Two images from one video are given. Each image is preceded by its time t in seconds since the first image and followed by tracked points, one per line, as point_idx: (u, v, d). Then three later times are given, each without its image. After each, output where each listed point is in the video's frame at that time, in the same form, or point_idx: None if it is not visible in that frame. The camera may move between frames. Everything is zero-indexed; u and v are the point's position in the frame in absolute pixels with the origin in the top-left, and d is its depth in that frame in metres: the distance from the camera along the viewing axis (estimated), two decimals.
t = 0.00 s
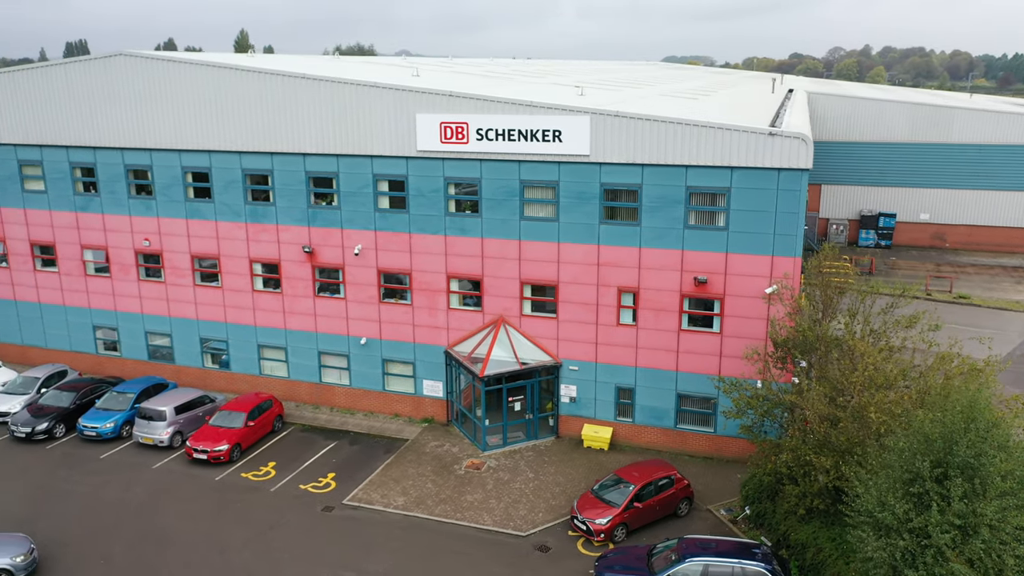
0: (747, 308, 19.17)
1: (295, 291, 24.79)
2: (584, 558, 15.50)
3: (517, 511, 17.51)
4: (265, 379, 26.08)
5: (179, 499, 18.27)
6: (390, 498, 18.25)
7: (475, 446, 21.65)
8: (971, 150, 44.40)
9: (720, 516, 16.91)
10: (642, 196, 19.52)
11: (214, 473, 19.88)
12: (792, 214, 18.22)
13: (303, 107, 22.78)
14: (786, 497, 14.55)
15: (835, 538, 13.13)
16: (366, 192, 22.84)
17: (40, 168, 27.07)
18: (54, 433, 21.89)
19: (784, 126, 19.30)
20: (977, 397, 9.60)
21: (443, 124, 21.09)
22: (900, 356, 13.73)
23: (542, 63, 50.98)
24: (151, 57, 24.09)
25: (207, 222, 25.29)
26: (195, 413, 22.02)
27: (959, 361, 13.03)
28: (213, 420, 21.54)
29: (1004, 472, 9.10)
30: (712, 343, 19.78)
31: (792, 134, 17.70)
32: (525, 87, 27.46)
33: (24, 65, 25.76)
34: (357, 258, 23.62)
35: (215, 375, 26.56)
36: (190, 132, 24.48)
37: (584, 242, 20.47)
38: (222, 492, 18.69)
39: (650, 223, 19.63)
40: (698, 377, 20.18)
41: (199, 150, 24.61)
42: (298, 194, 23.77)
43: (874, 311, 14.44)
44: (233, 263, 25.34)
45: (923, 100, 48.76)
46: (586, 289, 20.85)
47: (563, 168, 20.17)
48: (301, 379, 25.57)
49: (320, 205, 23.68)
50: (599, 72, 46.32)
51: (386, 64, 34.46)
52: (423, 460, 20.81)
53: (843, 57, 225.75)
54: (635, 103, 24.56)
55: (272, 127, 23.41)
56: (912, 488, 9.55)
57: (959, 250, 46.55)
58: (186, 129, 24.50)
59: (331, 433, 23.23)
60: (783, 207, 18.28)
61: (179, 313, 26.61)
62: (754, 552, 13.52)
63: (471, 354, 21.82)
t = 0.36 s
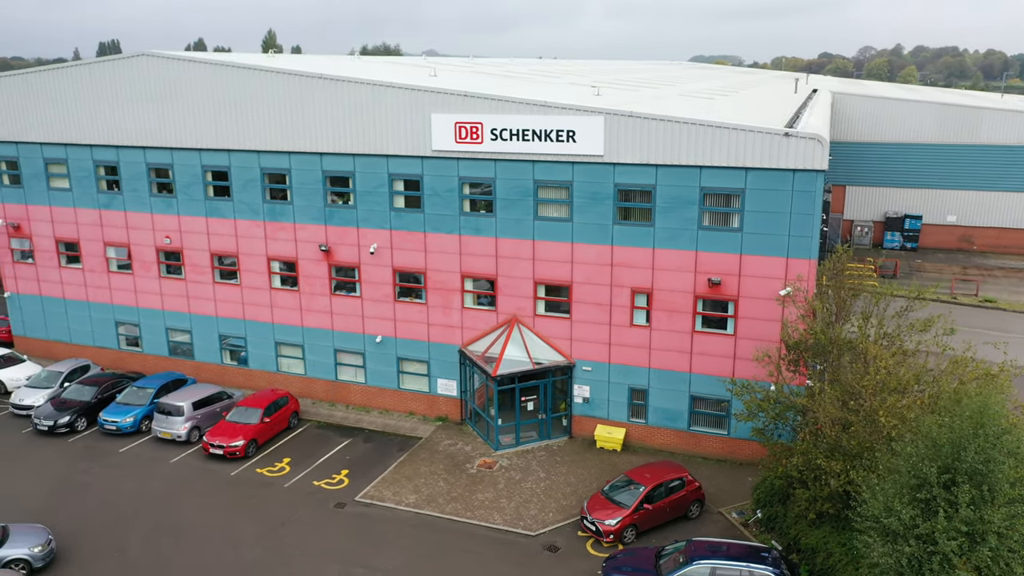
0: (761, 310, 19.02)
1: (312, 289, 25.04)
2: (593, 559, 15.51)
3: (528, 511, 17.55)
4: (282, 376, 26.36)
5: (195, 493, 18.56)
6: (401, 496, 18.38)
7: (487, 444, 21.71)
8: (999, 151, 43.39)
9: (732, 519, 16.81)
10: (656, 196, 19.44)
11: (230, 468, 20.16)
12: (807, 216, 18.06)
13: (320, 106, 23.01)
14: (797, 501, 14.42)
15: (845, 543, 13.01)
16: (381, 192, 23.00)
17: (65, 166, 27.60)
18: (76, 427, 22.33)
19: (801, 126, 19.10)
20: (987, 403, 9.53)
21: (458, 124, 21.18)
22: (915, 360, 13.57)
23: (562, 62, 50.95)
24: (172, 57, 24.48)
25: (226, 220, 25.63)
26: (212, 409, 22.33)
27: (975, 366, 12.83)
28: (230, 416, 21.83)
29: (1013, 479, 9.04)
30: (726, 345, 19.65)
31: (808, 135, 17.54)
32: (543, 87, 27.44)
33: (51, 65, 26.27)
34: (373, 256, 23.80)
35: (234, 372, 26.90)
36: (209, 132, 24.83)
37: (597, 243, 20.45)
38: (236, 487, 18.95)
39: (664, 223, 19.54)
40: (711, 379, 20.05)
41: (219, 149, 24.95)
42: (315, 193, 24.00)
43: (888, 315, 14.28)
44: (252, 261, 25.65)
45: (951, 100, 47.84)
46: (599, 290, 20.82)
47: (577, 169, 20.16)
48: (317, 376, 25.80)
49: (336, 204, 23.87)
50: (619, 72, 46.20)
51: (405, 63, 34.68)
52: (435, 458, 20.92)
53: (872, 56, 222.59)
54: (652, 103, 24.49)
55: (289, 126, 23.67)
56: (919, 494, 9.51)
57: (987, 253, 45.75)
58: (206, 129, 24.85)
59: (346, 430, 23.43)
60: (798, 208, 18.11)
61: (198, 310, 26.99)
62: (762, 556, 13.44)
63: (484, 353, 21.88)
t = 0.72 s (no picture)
0: (782, 313, 18.81)
1: (334, 287, 25.32)
2: (606, 560, 15.50)
3: (543, 511, 17.57)
4: (305, 373, 26.68)
5: (216, 486, 18.91)
6: (418, 494, 18.52)
7: (505, 444, 21.75)
8: None
9: (748, 523, 16.65)
10: (676, 197, 19.33)
11: (251, 463, 20.48)
12: (829, 218, 17.83)
13: (343, 106, 23.27)
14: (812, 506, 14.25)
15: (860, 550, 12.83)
16: (403, 191, 23.18)
17: (97, 164, 28.24)
18: (104, 419, 22.86)
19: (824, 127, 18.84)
20: (1003, 410, 9.36)
21: (478, 124, 21.27)
22: (936, 366, 13.32)
23: (589, 62, 50.89)
24: (201, 57, 24.95)
25: (251, 218, 26.02)
26: (235, 404, 22.69)
27: (997, 373, 12.57)
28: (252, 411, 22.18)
29: None
30: (746, 348, 19.46)
31: (829, 136, 17.33)
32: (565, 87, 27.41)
33: (84, 65, 26.91)
34: (394, 255, 24.01)
35: (258, 368, 27.30)
36: (236, 130, 25.24)
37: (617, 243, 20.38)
38: (256, 481, 19.25)
39: (684, 224, 19.42)
40: (731, 382, 19.88)
41: (245, 148, 25.35)
42: (338, 192, 24.26)
43: (908, 319, 14.05)
44: (276, 258, 26.02)
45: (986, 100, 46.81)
46: (618, 290, 20.76)
47: (596, 169, 20.13)
48: (339, 374, 26.07)
49: (359, 203, 24.11)
50: (644, 72, 46.02)
51: (429, 64, 34.90)
52: (453, 457, 21.02)
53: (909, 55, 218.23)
54: (674, 103, 24.38)
55: (313, 126, 23.96)
56: (933, 502, 9.39)
57: None
58: (233, 127, 25.26)
59: (366, 427, 23.66)
60: (820, 210, 17.89)
61: (224, 306, 27.44)
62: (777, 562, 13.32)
63: (503, 353, 21.94)
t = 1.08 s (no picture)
0: (806, 316, 18.57)
1: (359, 285, 25.62)
2: (622, 561, 15.48)
3: (561, 511, 17.60)
4: (330, 369, 27.03)
5: (239, 480, 19.28)
6: (437, 491, 18.68)
7: (525, 443, 21.80)
8: None
9: (767, 528, 16.49)
10: (698, 198, 19.20)
11: (274, 458, 20.83)
12: (854, 220, 17.55)
13: (368, 106, 23.54)
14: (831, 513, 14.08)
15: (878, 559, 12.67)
16: (427, 191, 23.37)
17: (131, 162, 28.95)
18: (134, 412, 23.44)
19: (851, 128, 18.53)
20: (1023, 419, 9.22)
21: (502, 124, 21.36)
22: (960, 372, 13.17)
23: (618, 62, 50.70)
24: (232, 58, 25.44)
25: (279, 217, 26.45)
26: (260, 399, 23.09)
27: None
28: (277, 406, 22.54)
29: None
30: (768, 351, 19.25)
31: (855, 137, 17.06)
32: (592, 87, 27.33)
33: (120, 66, 27.61)
34: (418, 254, 24.21)
35: (284, 364, 27.73)
36: (264, 129, 25.68)
37: (639, 244, 20.31)
38: (279, 475, 19.57)
39: (706, 226, 19.28)
40: (753, 385, 19.68)
41: (273, 147, 25.77)
42: (363, 191, 24.55)
43: (934, 325, 13.80)
44: (303, 256, 26.40)
45: None
46: (639, 291, 20.67)
47: (619, 170, 20.08)
48: (363, 371, 26.36)
49: (383, 202, 24.35)
50: (674, 71, 45.71)
51: (457, 64, 35.12)
52: (473, 455, 21.14)
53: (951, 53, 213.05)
54: (700, 103, 24.17)
55: (339, 125, 24.27)
56: (948, 511, 9.29)
57: None
58: (262, 126, 25.70)
59: (388, 424, 23.89)
60: (845, 212, 17.62)
61: (252, 303, 27.93)
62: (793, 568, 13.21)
63: (524, 353, 22.00)
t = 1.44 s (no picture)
0: (830, 320, 18.34)
1: (383, 283, 25.89)
2: (637, 563, 15.46)
3: (578, 511, 17.63)
4: (354, 366, 27.35)
5: (262, 473, 19.64)
6: (455, 489, 18.83)
7: (545, 443, 21.84)
8: None
9: (786, 533, 16.34)
10: (721, 199, 19.07)
11: (297, 453, 21.17)
12: (879, 222, 17.31)
13: (393, 106, 23.79)
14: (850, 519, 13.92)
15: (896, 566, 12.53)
16: (450, 190, 23.54)
17: (164, 160, 29.62)
18: (162, 405, 24.00)
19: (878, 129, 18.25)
20: None
21: (525, 124, 21.43)
22: (983, 378, 12.98)
23: (647, 62, 50.44)
24: (261, 58, 25.89)
25: (306, 215, 26.85)
26: (285, 395, 23.46)
27: None
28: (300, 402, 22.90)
29: None
30: (791, 354, 19.05)
31: (881, 138, 16.82)
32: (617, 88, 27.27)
33: (155, 66, 28.27)
34: (441, 253, 24.40)
35: (310, 360, 28.13)
36: (293, 129, 26.07)
37: (660, 245, 20.23)
38: (301, 470, 19.89)
39: (728, 227, 19.14)
40: (775, 388, 19.48)
41: (300, 146, 26.16)
42: (388, 190, 24.81)
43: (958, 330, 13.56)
44: (329, 254, 26.77)
45: None
46: (661, 292, 20.58)
47: (641, 170, 20.02)
48: (386, 368, 26.63)
49: (408, 201, 24.58)
50: (703, 72, 45.37)
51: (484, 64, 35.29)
52: (492, 454, 21.25)
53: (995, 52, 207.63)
54: (727, 104, 23.96)
55: (366, 125, 24.56)
56: (963, 518, 9.21)
57: None
58: (290, 126, 26.10)
59: (410, 421, 24.11)
60: (870, 215, 17.38)
61: (279, 299, 28.38)
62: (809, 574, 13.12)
63: (545, 352, 22.04)
